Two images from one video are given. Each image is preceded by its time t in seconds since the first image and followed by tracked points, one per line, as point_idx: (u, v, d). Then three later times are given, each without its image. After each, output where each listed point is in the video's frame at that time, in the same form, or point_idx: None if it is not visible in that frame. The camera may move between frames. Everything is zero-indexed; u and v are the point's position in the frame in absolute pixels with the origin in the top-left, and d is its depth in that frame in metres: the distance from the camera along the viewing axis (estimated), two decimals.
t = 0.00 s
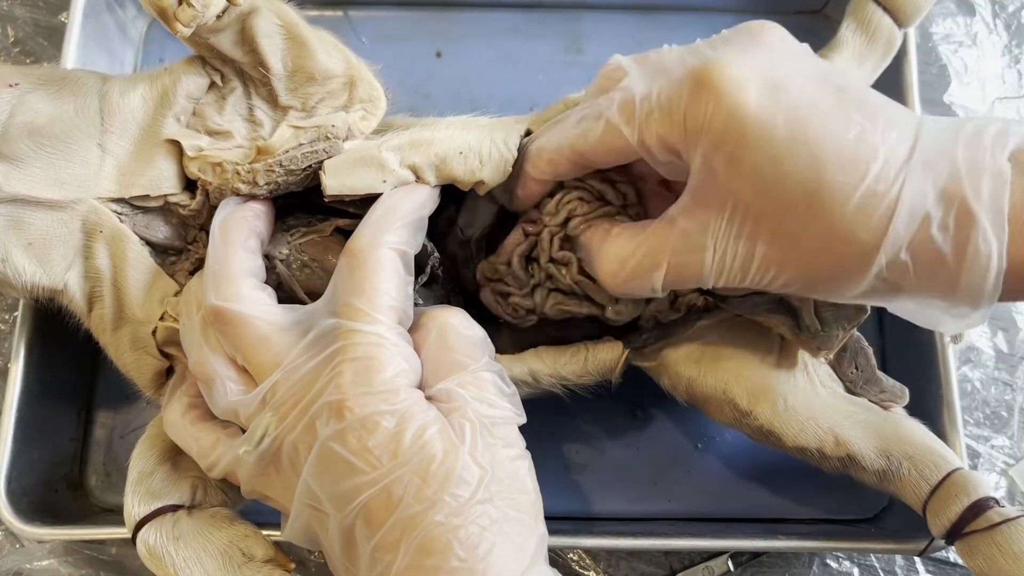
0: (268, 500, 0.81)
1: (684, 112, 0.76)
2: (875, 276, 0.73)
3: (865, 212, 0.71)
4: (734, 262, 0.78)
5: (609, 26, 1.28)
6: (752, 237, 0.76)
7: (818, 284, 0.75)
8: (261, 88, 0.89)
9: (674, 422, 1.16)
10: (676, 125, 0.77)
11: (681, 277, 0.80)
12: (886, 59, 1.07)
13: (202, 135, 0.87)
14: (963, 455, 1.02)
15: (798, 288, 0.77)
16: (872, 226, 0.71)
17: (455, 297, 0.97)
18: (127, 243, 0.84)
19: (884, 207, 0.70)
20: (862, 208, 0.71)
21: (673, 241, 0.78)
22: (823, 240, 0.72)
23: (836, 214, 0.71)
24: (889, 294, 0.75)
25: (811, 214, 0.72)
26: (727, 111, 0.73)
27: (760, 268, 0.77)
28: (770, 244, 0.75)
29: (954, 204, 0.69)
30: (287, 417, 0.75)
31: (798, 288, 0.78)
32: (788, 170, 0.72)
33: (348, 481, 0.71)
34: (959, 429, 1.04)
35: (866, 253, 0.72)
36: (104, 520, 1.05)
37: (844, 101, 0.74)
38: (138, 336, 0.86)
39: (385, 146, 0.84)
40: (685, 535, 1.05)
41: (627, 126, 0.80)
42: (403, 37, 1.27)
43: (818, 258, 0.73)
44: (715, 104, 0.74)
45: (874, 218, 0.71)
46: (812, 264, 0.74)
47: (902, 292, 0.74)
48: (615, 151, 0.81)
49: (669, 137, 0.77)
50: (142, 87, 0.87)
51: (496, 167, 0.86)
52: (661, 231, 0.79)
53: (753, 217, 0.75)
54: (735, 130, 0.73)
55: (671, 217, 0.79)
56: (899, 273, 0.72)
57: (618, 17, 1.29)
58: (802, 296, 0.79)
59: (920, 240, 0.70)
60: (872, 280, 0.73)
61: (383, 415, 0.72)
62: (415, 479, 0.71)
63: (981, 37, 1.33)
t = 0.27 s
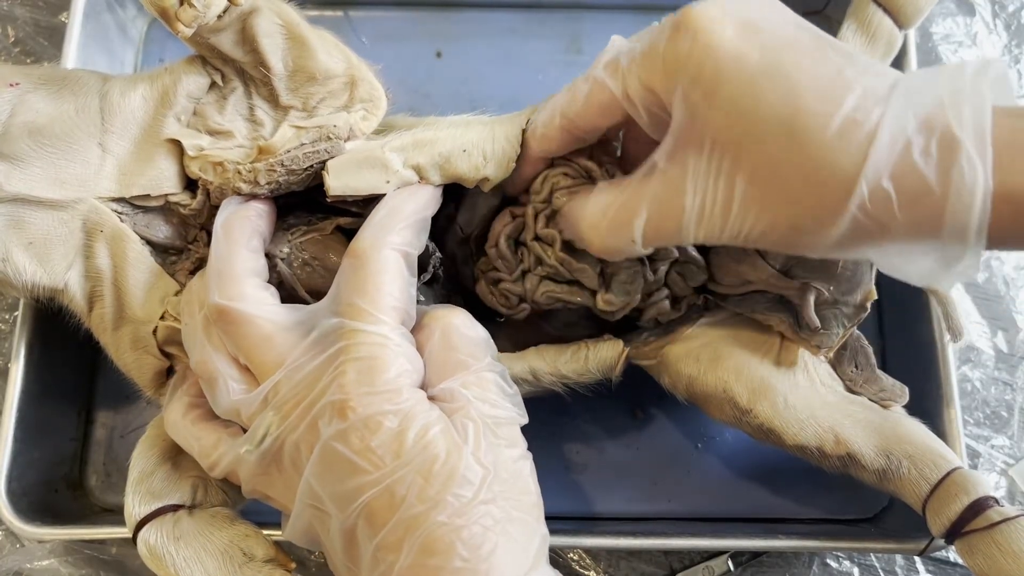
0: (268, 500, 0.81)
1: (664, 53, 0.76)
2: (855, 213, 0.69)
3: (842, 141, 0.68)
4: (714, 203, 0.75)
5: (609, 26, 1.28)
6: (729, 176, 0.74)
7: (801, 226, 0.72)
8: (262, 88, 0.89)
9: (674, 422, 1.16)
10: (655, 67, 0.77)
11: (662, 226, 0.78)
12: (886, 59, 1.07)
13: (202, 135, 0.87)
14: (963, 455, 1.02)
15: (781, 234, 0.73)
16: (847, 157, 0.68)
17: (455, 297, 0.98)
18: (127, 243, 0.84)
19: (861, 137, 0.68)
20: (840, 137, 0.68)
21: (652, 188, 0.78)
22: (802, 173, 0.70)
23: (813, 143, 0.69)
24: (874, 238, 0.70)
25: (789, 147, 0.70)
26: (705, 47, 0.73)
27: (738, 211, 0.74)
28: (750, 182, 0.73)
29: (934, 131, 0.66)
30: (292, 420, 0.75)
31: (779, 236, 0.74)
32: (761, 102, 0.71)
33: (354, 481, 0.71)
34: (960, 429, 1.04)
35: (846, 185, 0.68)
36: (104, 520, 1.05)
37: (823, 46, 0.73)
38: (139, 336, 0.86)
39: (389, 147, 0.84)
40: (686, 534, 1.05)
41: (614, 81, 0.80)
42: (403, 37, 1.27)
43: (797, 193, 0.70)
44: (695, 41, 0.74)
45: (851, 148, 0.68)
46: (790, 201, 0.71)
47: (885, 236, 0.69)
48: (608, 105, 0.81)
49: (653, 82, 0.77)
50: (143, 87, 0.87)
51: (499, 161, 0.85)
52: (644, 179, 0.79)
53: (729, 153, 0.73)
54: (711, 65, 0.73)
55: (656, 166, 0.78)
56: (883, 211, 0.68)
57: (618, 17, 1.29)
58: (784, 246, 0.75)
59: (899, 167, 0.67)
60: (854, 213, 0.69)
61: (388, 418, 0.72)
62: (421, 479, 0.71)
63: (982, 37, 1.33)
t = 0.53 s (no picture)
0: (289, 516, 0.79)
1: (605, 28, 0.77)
2: (787, 159, 0.62)
3: (766, 86, 0.63)
4: (653, 168, 0.72)
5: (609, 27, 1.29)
6: (664, 138, 0.71)
7: (738, 180, 0.66)
8: (262, 87, 0.89)
9: (674, 423, 1.16)
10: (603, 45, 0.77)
11: (609, 216, 0.75)
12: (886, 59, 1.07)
13: (203, 135, 0.87)
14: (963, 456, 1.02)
15: (722, 194, 0.68)
16: (772, 101, 0.63)
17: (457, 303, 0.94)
18: (127, 242, 0.84)
19: (784, 82, 0.62)
20: (763, 83, 0.63)
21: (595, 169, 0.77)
22: (727, 125, 0.66)
23: (736, 93, 0.65)
24: (822, 190, 0.62)
25: (714, 100, 0.66)
26: (635, 19, 0.72)
27: (677, 175, 0.70)
28: (683, 139, 0.69)
29: (866, 68, 0.58)
30: (365, 470, 0.70)
31: (725, 200, 0.68)
32: (685, 60, 0.69)
33: (436, 532, 0.67)
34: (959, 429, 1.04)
35: (774, 130, 0.62)
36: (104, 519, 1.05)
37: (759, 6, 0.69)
38: (138, 335, 0.86)
39: (395, 158, 0.83)
40: (686, 535, 1.04)
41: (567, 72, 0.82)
42: (403, 37, 1.27)
43: (727, 144, 0.66)
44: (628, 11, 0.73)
45: (777, 93, 0.63)
46: (722, 154, 0.66)
47: (826, 185, 0.62)
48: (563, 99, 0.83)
49: (597, 62, 0.78)
50: (144, 86, 0.87)
51: (503, 172, 0.87)
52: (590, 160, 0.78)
53: (662, 115, 0.70)
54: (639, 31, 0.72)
55: (600, 148, 0.77)
56: (818, 158, 0.61)
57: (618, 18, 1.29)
58: (730, 206, 0.69)
59: (831, 104, 0.59)
60: (786, 160, 0.62)
61: (462, 463, 0.68)
62: (518, 517, 0.66)
63: (981, 37, 1.33)
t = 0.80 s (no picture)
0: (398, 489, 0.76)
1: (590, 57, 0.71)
2: (792, 169, 0.56)
3: (761, 94, 0.57)
4: (648, 190, 0.66)
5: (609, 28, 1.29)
6: (659, 162, 0.65)
7: (742, 198, 0.60)
8: (263, 88, 0.89)
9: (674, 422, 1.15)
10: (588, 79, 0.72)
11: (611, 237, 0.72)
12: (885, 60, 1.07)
13: (203, 135, 0.87)
14: (963, 455, 1.02)
15: (726, 213, 0.62)
16: (768, 111, 0.57)
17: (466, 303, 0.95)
18: (127, 241, 0.84)
19: (779, 90, 0.57)
20: (756, 93, 0.58)
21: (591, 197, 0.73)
22: (727, 140, 0.59)
23: (729, 105, 0.59)
24: (835, 196, 0.56)
25: (705, 115, 0.60)
26: (616, 45, 0.66)
27: (676, 198, 0.64)
28: (679, 161, 0.63)
29: (862, 72, 0.53)
30: (544, 470, 0.65)
31: (732, 220, 0.63)
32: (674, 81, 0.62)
33: (622, 525, 0.61)
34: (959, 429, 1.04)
35: (775, 141, 0.57)
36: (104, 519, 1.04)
37: (746, 18, 0.62)
38: (138, 335, 0.86)
39: (396, 167, 0.83)
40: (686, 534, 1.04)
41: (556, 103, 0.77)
42: (403, 37, 1.27)
43: (726, 160, 0.59)
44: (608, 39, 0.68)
45: (773, 103, 0.57)
46: (722, 172, 0.60)
47: (835, 191, 0.56)
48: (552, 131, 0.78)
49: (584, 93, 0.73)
50: (144, 86, 0.87)
51: (500, 185, 0.85)
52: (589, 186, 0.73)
53: (653, 137, 0.64)
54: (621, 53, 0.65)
55: (598, 170, 0.72)
56: (827, 167, 0.55)
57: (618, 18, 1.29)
58: (735, 224, 0.63)
59: (834, 107, 0.54)
60: (793, 171, 0.56)
61: (604, 451, 0.63)
62: (710, 497, 0.61)
63: (981, 37, 1.33)
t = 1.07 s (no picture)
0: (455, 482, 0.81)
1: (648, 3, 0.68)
2: (902, 68, 0.52)
3: None
4: (730, 110, 0.61)
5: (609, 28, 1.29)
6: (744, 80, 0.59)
7: (842, 105, 0.55)
8: (263, 88, 0.89)
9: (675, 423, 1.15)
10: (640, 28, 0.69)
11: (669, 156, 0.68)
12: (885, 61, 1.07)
13: (203, 135, 0.87)
14: (962, 456, 1.02)
15: (824, 125, 0.56)
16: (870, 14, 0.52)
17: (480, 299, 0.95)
18: (127, 241, 0.84)
19: None
20: None
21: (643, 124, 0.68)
22: (828, 45, 0.54)
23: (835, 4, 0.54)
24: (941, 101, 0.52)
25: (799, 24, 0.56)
26: None
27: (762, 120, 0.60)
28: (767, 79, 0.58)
29: None
30: (561, 442, 0.72)
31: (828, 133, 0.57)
32: None
33: (646, 497, 0.69)
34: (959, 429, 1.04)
35: (881, 44, 0.52)
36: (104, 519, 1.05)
37: None
38: (138, 335, 0.86)
39: (395, 161, 0.83)
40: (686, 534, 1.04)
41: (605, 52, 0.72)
42: (402, 37, 1.27)
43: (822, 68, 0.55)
44: None
45: None
46: (819, 85, 0.55)
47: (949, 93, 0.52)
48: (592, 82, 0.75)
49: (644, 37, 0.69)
50: (144, 86, 0.87)
51: (507, 156, 0.86)
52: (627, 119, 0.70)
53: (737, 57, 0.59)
54: None
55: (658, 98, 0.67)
56: (941, 66, 0.51)
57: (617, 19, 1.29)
58: (829, 137, 0.57)
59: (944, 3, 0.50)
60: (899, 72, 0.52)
61: (626, 420, 0.71)
62: (721, 460, 0.71)
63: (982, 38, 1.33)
